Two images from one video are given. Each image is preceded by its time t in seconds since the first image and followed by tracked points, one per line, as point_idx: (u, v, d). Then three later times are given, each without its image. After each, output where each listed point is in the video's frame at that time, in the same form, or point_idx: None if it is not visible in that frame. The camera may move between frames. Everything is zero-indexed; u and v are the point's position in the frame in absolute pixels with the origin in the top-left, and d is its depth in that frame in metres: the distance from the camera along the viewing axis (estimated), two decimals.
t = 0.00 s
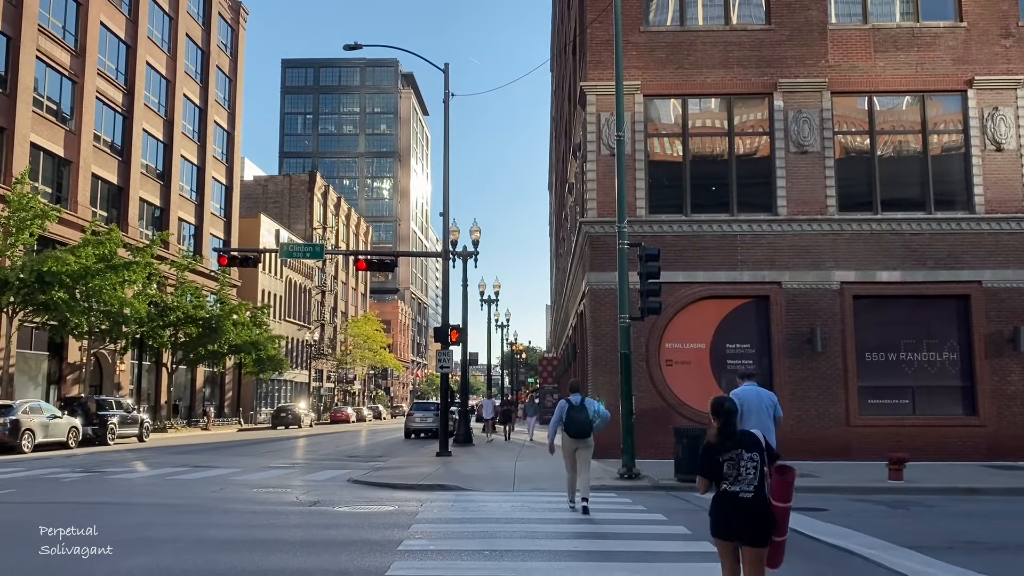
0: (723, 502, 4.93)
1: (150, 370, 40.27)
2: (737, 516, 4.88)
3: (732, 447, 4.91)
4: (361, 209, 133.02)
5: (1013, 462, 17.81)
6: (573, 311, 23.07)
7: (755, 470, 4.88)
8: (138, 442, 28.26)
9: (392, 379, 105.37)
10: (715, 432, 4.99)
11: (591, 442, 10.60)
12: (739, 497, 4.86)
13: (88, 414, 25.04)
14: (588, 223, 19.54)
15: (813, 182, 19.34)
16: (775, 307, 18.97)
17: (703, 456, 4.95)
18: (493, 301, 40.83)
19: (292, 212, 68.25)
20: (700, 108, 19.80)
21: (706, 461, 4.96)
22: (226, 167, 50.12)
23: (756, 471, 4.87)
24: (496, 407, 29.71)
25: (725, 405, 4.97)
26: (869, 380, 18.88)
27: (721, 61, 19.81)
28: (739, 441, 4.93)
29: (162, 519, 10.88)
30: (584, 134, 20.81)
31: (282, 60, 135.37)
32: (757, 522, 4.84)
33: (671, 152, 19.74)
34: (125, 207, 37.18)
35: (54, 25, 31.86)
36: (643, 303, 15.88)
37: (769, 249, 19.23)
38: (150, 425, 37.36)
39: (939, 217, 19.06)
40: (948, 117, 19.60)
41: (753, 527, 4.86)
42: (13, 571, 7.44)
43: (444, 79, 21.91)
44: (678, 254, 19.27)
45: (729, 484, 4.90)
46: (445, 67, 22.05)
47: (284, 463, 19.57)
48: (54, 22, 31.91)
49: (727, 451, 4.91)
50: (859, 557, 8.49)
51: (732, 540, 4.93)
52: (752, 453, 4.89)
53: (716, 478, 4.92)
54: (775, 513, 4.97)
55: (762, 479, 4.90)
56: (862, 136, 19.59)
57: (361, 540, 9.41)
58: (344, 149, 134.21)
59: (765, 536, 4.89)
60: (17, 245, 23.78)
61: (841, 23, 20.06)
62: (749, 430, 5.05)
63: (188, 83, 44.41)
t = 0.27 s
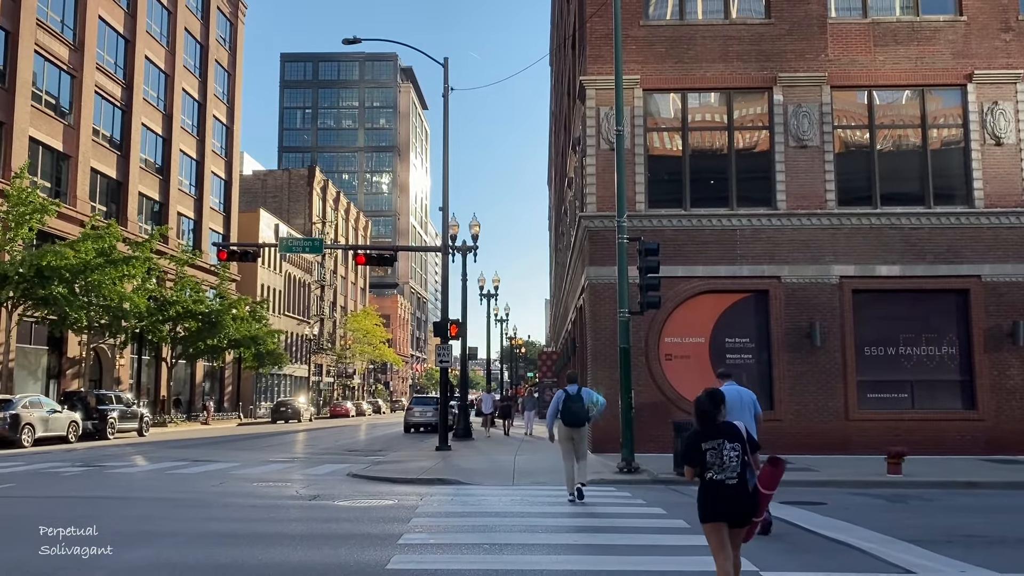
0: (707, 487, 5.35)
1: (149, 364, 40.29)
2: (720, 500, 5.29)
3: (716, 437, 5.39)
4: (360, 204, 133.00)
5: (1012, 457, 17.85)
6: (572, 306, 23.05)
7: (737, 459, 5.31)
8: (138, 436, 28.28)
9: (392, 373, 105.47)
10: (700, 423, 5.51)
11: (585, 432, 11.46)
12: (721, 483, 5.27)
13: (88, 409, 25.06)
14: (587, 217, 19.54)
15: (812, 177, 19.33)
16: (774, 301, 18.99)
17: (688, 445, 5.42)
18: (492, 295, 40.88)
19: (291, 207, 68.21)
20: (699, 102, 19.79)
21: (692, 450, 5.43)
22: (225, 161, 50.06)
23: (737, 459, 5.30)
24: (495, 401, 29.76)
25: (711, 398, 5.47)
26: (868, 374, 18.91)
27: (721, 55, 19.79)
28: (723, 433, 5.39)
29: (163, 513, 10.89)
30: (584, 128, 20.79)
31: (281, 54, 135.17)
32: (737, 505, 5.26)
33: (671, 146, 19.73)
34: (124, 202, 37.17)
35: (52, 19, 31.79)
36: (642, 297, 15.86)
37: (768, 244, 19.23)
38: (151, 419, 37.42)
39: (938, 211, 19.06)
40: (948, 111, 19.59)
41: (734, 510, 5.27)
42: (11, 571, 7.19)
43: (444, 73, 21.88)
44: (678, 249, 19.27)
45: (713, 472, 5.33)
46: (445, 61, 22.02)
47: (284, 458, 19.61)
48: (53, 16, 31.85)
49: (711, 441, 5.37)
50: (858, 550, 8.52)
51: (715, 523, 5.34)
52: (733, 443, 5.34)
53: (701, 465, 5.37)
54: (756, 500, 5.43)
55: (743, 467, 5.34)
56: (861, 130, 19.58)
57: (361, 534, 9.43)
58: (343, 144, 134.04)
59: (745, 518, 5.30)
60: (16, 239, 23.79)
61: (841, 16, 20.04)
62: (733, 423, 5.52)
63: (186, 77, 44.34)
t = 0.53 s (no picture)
0: (694, 477, 5.63)
1: (148, 361, 40.30)
2: (706, 489, 5.57)
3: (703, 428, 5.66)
4: (359, 200, 132.93)
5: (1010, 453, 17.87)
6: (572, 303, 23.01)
7: (722, 449, 5.56)
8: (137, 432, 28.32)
9: (391, 369, 105.53)
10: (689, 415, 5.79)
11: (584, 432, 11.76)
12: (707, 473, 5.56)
13: (86, 405, 25.08)
14: (586, 214, 19.54)
15: (811, 173, 19.33)
16: (773, 298, 19.01)
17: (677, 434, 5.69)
18: (491, 292, 40.89)
19: (289, 203, 68.17)
20: (699, 98, 19.78)
21: (681, 439, 5.69)
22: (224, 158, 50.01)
23: (722, 449, 5.55)
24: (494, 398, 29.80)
25: (699, 392, 5.72)
26: (866, 371, 18.93)
27: (720, 52, 19.78)
28: (710, 424, 5.65)
29: (162, 510, 10.89)
30: (583, 125, 20.77)
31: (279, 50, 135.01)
32: (721, 493, 5.54)
33: (670, 143, 19.73)
34: (122, 198, 37.14)
35: (50, 15, 31.71)
36: (641, 293, 15.80)
37: (767, 240, 19.24)
38: (149, 415, 37.43)
39: (937, 208, 19.06)
40: (947, 108, 19.59)
41: (718, 498, 5.55)
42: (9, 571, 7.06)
43: (443, 69, 21.86)
44: (677, 245, 19.27)
45: (700, 461, 5.60)
46: (444, 57, 22.01)
47: (283, 454, 19.63)
48: (51, 12, 31.78)
49: (698, 431, 5.64)
50: (856, 546, 8.53)
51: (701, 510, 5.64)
52: (719, 434, 5.60)
53: (688, 455, 5.63)
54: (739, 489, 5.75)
55: (728, 456, 5.59)
56: (861, 126, 19.59)
57: (360, 530, 9.42)
58: (342, 140, 133.88)
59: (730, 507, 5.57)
60: (15, 235, 23.78)
61: (840, 12, 20.03)
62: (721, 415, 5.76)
63: (185, 73, 44.27)
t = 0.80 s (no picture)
0: (683, 469, 6.22)
1: (146, 359, 40.36)
2: (694, 480, 6.17)
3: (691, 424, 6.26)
4: (357, 198, 132.82)
5: (1007, 452, 17.91)
6: (570, 301, 23.04)
7: (709, 444, 6.16)
8: (135, 431, 28.32)
9: (389, 368, 105.51)
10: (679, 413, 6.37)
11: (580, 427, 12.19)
12: (695, 466, 6.15)
13: (85, 403, 25.06)
14: (585, 212, 19.55)
15: (810, 172, 19.34)
16: (771, 296, 19.02)
17: (668, 431, 6.31)
18: (490, 290, 40.89)
19: (288, 202, 68.14)
20: (697, 97, 19.79)
21: (671, 436, 6.31)
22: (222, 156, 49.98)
23: (709, 444, 6.16)
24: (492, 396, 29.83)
25: (687, 393, 6.35)
26: (864, 369, 18.96)
27: (718, 50, 19.79)
28: (697, 421, 6.25)
29: (160, 508, 10.88)
30: (581, 123, 20.78)
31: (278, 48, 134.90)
32: (708, 484, 6.13)
33: (668, 141, 19.74)
34: (120, 197, 37.11)
35: (48, 13, 31.66)
36: (639, 292, 15.78)
37: (765, 239, 19.25)
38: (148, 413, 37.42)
39: (935, 207, 19.08)
40: (945, 107, 19.61)
41: (706, 488, 6.14)
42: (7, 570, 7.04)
43: (441, 68, 21.85)
44: (675, 244, 19.29)
45: (689, 454, 6.20)
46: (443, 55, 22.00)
47: (281, 452, 19.63)
48: (49, 10, 31.73)
49: (687, 428, 6.24)
50: (853, 545, 8.55)
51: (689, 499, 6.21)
52: (706, 429, 6.21)
53: (677, 449, 6.25)
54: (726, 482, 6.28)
55: (714, 451, 6.20)
56: (859, 125, 19.60)
57: (358, 528, 9.43)
58: (340, 138, 133.77)
59: (718, 497, 6.15)
60: (12, 234, 23.76)
61: (839, 11, 20.05)
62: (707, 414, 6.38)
63: (183, 71, 44.24)
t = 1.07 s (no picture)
0: (667, 462, 6.45)
1: (144, 358, 40.42)
2: (676, 473, 6.42)
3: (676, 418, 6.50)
4: (356, 198, 132.73)
5: (1004, 452, 17.92)
6: (568, 301, 23.03)
7: (692, 437, 6.40)
8: (133, 430, 28.29)
9: (387, 367, 105.51)
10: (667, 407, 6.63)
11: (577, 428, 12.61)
12: (677, 459, 6.40)
13: (82, 403, 25.02)
14: (583, 212, 19.54)
15: (807, 172, 19.36)
16: (769, 296, 19.03)
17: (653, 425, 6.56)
18: (488, 290, 40.89)
19: (286, 201, 68.12)
20: (695, 97, 19.80)
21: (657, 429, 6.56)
22: (220, 155, 49.94)
23: (691, 438, 6.40)
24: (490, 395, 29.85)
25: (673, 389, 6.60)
26: (862, 370, 18.97)
27: (716, 50, 19.79)
28: (683, 416, 6.48)
29: (158, 508, 10.87)
30: (579, 123, 20.77)
31: (276, 47, 134.82)
32: (690, 476, 6.37)
33: (666, 141, 19.75)
34: (118, 196, 37.06)
35: (46, 12, 31.62)
36: (637, 291, 15.78)
37: (763, 239, 19.26)
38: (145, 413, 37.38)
39: (933, 207, 19.10)
40: (942, 107, 19.63)
41: (687, 481, 6.37)
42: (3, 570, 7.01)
43: (439, 67, 21.85)
44: (673, 244, 19.29)
45: (672, 448, 6.44)
46: (441, 55, 22.00)
47: (279, 452, 19.62)
48: (46, 9, 31.69)
49: (672, 422, 6.48)
50: (850, 544, 8.55)
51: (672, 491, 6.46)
52: (689, 424, 6.44)
53: (662, 442, 6.50)
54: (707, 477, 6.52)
55: (696, 445, 6.45)
56: (857, 125, 19.61)
57: (355, 528, 9.42)
58: (339, 138, 133.71)
59: (698, 490, 6.39)
60: (10, 233, 23.72)
61: (837, 11, 20.06)
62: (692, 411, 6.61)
63: (181, 70, 44.20)
